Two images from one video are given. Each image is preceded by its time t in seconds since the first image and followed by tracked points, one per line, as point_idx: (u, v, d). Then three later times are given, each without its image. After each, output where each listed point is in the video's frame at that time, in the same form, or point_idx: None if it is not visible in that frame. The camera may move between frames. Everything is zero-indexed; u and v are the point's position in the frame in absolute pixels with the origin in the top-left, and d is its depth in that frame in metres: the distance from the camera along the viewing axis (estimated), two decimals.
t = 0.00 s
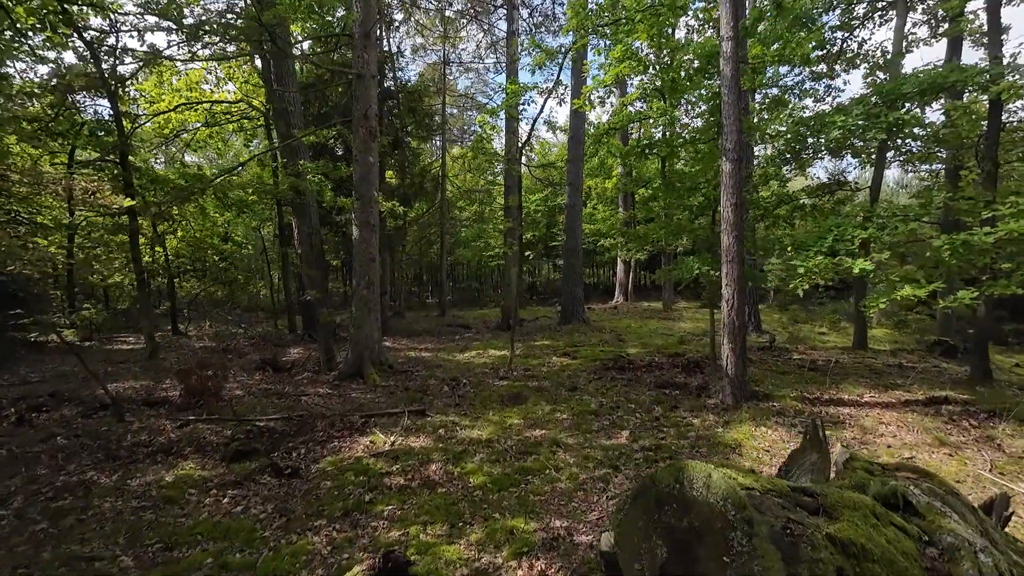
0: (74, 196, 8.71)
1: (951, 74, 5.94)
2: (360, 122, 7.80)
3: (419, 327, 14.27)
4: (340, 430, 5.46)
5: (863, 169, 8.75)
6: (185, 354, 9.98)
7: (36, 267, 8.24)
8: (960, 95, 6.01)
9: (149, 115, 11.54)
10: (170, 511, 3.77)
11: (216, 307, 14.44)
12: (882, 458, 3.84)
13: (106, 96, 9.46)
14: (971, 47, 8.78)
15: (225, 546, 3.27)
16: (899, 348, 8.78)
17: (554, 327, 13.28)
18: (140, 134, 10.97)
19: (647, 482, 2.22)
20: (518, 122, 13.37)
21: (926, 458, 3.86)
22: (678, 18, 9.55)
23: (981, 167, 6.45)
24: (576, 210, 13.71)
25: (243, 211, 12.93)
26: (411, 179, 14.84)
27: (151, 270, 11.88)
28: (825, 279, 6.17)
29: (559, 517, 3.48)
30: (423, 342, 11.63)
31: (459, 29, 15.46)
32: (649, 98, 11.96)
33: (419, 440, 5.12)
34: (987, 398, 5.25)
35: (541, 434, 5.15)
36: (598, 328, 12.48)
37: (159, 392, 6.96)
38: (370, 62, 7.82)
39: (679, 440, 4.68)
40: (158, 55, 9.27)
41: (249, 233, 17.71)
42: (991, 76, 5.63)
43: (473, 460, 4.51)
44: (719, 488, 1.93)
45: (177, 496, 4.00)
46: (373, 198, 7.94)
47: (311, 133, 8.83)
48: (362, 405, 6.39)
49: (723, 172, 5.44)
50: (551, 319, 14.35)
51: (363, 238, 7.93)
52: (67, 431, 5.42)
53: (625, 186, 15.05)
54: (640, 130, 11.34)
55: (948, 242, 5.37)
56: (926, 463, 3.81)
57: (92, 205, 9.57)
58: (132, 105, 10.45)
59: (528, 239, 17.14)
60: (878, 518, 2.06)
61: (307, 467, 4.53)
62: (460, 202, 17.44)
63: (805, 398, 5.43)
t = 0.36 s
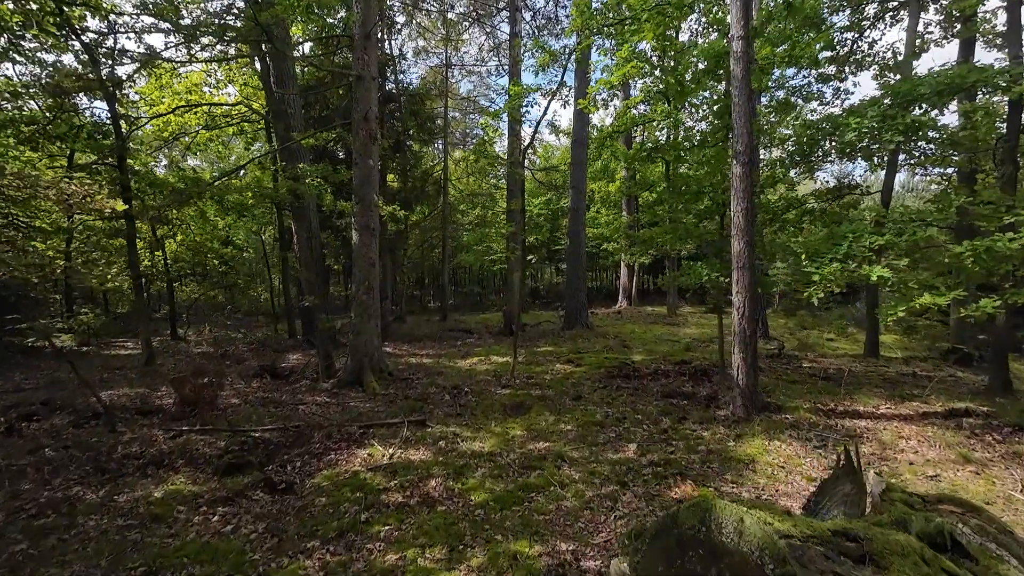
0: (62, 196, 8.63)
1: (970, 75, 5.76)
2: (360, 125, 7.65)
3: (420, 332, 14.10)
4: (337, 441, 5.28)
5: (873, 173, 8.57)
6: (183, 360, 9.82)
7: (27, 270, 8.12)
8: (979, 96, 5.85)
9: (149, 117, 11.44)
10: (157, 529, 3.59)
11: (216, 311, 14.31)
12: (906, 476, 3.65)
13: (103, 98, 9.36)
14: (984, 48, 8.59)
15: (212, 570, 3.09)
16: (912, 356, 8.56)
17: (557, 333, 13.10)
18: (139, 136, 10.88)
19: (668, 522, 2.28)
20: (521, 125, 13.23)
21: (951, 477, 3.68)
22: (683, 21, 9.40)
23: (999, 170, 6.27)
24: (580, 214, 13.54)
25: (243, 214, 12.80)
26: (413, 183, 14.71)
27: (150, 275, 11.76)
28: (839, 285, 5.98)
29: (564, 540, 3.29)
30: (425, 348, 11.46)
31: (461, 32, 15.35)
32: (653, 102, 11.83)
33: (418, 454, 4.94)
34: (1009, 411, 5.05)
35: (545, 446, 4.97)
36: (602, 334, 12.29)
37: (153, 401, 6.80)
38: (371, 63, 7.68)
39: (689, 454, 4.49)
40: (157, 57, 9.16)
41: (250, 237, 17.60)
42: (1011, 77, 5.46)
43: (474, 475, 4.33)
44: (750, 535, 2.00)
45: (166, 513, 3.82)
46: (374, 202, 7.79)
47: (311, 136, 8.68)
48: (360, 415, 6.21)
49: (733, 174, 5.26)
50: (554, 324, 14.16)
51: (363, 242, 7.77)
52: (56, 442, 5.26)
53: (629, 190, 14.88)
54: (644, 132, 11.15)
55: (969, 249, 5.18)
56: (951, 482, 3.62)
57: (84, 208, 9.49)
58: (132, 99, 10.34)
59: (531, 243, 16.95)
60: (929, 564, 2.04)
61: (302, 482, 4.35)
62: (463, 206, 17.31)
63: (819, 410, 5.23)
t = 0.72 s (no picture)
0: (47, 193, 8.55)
1: (987, 73, 5.60)
2: (361, 126, 7.51)
3: (422, 336, 13.94)
4: (335, 449, 5.12)
5: (883, 175, 8.41)
6: (180, 364, 9.67)
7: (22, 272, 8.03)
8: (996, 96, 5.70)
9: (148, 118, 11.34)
10: (144, 543, 3.43)
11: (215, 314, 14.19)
12: (931, 490, 3.48)
13: (102, 99, 9.25)
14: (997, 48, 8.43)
15: None
16: (924, 362, 8.37)
17: (560, 338, 12.92)
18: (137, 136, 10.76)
19: (695, 550, 2.43)
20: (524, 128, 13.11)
21: (977, 491, 3.51)
22: (688, 22, 9.28)
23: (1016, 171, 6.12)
24: (583, 218, 13.39)
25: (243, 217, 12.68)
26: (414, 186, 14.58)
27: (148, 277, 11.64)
28: (852, 290, 5.81)
29: (571, 557, 3.13)
30: (426, 353, 11.29)
31: (463, 35, 15.26)
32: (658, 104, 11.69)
33: (418, 463, 4.77)
34: None
35: (549, 456, 4.80)
36: (606, 339, 12.12)
37: (147, 406, 6.64)
38: (373, 63, 7.55)
39: (699, 465, 4.32)
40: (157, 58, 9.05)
41: (251, 240, 17.49)
42: None
43: (476, 486, 4.17)
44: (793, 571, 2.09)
45: (154, 525, 3.66)
46: (374, 204, 7.65)
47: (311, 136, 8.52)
48: (359, 422, 6.04)
49: (744, 175, 5.10)
50: (557, 329, 13.99)
51: (363, 245, 7.62)
52: (45, 449, 5.10)
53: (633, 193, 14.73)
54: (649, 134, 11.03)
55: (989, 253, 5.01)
56: (979, 496, 3.45)
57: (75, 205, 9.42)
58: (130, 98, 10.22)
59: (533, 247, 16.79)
60: None
61: (297, 493, 4.19)
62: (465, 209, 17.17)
63: (833, 418, 5.06)
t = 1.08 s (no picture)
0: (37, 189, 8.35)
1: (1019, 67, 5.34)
2: (362, 121, 7.26)
3: (423, 339, 13.65)
4: (331, 458, 4.84)
5: (902, 176, 8.13)
6: (174, 366, 9.40)
7: (11, 270, 7.80)
8: None
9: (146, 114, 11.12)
10: (120, 561, 3.15)
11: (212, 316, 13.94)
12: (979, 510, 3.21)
13: (98, 94, 9.04)
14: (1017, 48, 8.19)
15: None
16: (943, 371, 8.07)
17: (565, 342, 12.64)
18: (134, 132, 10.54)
19: None
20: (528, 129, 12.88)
21: None
22: (699, 21, 9.05)
23: None
24: (588, 220, 13.13)
25: (242, 217, 12.45)
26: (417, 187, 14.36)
27: (144, 277, 11.39)
28: (877, 293, 5.53)
29: None
30: (427, 357, 11.01)
31: (467, 36, 15.07)
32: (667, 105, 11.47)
33: (419, 473, 4.49)
34: None
35: (558, 467, 4.52)
36: (611, 344, 11.83)
37: (136, 410, 6.36)
38: (375, 56, 7.31)
39: (721, 479, 4.03)
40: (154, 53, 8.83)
41: (250, 241, 17.26)
42: None
43: (482, 499, 3.88)
44: None
45: (132, 540, 3.38)
46: (375, 201, 7.39)
47: (311, 133, 8.28)
48: (357, 429, 5.76)
49: (764, 172, 4.84)
50: (561, 334, 13.71)
51: (363, 244, 7.36)
52: (23, 455, 4.82)
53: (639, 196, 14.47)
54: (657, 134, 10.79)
55: None
56: None
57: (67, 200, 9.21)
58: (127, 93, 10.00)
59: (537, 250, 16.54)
60: None
61: (289, 506, 3.91)
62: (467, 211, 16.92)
63: (859, 429, 4.77)
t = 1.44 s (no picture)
0: (24, 186, 8.09)
1: None
2: (362, 117, 7.02)
3: (423, 342, 13.42)
4: (325, 470, 4.60)
5: (919, 179, 7.90)
6: (168, 369, 9.16)
7: None
8: None
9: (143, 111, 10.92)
10: None
11: (209, 317, 13.70)
12: None
13: (92, 89, 8.82)
14: None
15: None
16: (960, 380, 7.82)
17: (568, 346, 12.39)
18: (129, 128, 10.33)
19: None
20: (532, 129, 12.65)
21: None
22: (709, 19, 8.82)
23: None
24: (593, 222, 12.89)
25: (241, 216, 12.23)
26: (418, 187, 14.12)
27: (139, 277, 11.17)
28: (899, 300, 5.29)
29: None
30: (427, 361, 10.76)
31: (471, 35, 14.85)
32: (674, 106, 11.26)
33: (418, 488, 4.24)
34: None
35: (564, 482, 4.28)
36: (616, 349, 11.58)
37: (124, 416, 6.13)
38: (377, 51, 7.08)
39: (738, 498, 3.78)
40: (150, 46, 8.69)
41: (249, 240, 17.04)
42: None
43: (484, 518, 3.64)
44: None
45: (108, 562, 3.15)
46: (375, 200, 7.16)
47: (310, 130, 8.04)
48: (352, 438, 5.52)
49: (783, 171, 4.61)
50: (564, 337, 13.46)
51: (362, 244, 7.12)
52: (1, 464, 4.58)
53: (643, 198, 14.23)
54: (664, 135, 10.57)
55: None
56: None
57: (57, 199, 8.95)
58: (122, 88, 9.82)
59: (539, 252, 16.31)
60: None
61: (279, 523, 3.67)
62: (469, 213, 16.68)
63: (882, 444, 4.52)
